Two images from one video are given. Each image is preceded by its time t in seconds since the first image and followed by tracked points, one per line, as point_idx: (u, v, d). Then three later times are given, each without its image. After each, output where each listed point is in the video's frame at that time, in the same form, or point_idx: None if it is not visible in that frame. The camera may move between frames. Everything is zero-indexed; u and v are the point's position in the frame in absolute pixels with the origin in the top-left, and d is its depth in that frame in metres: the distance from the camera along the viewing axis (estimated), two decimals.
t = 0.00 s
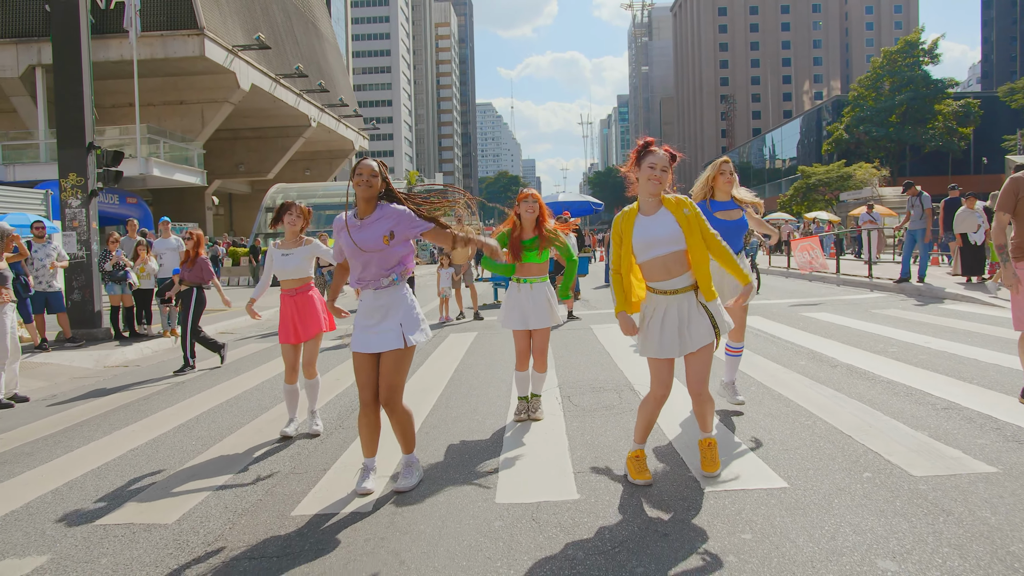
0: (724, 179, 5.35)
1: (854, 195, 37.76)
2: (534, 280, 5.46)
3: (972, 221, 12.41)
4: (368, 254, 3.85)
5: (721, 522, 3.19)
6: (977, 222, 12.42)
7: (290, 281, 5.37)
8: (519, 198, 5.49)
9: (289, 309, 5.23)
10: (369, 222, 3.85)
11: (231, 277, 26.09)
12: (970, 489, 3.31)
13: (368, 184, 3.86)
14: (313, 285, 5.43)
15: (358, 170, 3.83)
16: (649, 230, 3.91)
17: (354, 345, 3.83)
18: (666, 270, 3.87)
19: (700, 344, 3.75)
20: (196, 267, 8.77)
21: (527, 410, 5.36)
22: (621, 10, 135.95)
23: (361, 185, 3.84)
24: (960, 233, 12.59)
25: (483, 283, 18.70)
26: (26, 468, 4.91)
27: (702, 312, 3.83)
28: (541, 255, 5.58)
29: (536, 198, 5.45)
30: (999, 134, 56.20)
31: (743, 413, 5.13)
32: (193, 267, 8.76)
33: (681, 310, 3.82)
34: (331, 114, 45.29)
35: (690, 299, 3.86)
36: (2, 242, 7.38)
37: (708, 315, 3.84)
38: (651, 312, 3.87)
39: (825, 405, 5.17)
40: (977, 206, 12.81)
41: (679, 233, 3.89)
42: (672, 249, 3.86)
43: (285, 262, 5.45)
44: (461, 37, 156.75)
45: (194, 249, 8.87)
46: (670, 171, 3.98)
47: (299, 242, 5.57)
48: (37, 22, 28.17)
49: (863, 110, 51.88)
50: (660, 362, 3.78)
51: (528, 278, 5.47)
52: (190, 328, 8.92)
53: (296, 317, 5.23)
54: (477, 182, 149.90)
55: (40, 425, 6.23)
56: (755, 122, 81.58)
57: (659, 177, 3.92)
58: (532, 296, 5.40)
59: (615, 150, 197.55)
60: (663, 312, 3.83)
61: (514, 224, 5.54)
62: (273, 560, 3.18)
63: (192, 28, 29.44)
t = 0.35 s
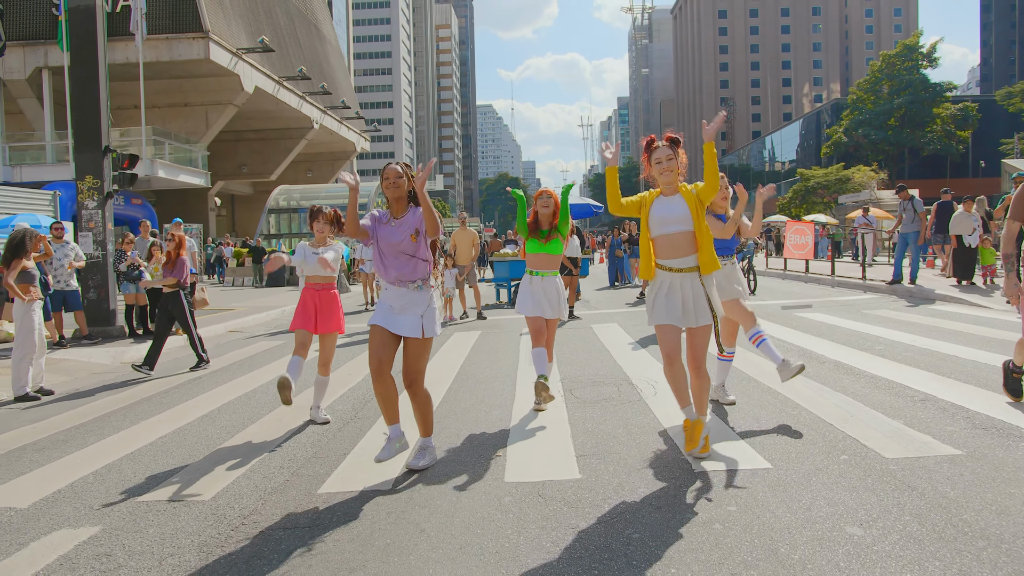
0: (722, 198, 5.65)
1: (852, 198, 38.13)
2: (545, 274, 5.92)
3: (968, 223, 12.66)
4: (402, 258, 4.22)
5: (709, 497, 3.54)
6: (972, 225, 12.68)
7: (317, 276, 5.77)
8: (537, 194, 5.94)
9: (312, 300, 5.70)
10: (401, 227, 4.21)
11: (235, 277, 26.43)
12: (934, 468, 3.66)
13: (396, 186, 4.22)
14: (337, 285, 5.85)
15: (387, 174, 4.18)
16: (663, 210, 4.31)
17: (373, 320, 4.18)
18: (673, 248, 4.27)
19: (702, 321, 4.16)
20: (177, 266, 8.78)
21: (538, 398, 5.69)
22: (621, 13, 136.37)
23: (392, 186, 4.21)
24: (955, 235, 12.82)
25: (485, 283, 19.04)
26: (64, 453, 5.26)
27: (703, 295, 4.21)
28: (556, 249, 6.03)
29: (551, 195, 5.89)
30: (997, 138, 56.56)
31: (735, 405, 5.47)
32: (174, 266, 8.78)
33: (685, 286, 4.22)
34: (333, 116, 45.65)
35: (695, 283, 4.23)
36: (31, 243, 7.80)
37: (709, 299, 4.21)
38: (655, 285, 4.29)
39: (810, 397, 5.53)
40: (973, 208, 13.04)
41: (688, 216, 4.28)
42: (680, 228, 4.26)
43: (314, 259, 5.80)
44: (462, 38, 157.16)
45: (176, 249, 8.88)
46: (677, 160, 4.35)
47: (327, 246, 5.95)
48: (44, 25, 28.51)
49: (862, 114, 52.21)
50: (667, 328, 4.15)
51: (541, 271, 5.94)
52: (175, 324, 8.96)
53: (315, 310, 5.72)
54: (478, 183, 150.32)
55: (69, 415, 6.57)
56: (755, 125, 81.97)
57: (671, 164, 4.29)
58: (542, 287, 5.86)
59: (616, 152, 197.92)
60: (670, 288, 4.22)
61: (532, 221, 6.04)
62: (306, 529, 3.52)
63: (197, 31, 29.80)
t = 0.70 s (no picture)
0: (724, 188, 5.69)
1: (850, 195, 38.28)
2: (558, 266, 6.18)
3: (960, 220, 12.76)
4: (393, 259, 4.47)
5: (693, 476, 3.78)
6: (964, 221, 12.76)
7: (324, 272, 6.01)
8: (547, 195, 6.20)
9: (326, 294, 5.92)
10: (390, 226, 4.48)
11: (237, 276, 26.65)
12: (906, 448, 3.90)
13: (389, 198, 4.46)
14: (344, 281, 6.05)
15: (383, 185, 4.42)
16: (648, 227, 4.64)
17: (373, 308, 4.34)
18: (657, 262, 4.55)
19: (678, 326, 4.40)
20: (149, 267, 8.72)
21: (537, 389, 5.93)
22: (620, 11, 136.31)
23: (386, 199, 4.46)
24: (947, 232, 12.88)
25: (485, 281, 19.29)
26: (83, 441, 5.50)
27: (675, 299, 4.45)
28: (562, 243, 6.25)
29: (561, 197, 6.17)
30: (995, 135, 56.78)
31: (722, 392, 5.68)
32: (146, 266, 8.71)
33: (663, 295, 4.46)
34: (333, 115, 45.89)
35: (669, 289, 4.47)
36: (48, 242, 8.13)
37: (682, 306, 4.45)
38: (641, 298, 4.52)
39: (796, 387, 5.77)
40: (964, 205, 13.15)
41: (670, 234, 4.59)
42: (661, 244, 4.57)
43: (323, 255, 6.06)
44: (461, 37, 157.31)
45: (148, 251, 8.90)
46: (665, 178, 4.65)
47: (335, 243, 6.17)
48: (47, 26, 28.72)
49: (860, 111, 52.41)
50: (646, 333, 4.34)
51: (556, 261, 6.20)
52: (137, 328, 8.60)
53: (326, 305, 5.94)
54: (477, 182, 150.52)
55: (84, 407, 6.81)
56: (753, 123, 82.14)
57: (658, 182, 4.60)
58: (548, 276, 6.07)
59: (615, 151, 197.74)
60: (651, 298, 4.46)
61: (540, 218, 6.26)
62: (317, 506, 3.76)
63: (198, 31, 30.00)
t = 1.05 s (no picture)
0: (728, 195, 5.40)
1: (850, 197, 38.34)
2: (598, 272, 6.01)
3: (954, 220, 12.92)
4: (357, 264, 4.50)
5: (688, 468, 3.87)
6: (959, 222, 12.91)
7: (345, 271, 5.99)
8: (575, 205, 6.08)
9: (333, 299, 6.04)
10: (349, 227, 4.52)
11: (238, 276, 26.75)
12: (896, 443, 3.99)
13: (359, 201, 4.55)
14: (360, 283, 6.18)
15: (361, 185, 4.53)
16: (610, 225, 4.51)
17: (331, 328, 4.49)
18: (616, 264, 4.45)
19: (619, 335, 4.37)
20: (128, 270, 8.54)
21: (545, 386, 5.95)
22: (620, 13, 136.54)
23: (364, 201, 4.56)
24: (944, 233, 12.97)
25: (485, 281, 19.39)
26: (88, 436, 5.59)
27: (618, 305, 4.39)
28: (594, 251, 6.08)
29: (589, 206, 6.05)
30: (994, 137, 56.86)
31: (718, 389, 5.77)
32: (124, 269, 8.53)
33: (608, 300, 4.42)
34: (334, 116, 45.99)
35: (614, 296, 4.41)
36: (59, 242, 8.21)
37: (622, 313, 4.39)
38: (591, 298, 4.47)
39: (792, 384, 5.84)
40: (959, 208, 13.34)
41: (632, 231, 4.47)
42: (621, 243, 4.45)
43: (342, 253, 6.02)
44: (462, 39, 157.49)
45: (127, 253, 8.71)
46: (625, 181, 4.57)
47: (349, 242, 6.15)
48: (49, 26, 28.83)
49: (860, 113, 52.51)
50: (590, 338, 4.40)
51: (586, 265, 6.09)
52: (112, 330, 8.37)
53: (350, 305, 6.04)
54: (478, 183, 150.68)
55: (89, 404, 6.91)
56: (754, 125, 82.19)
57: (616, 184, 4.54)
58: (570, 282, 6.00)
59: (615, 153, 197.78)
60: (600, 300, 4.42)
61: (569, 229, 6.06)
62: (320, 498, 3.84)
63: (200, 32, 30.10)
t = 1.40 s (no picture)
0: (761, 179, 4.91)
1: (852, 195, 38.06)
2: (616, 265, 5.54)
3: (968, 221, 12.65)
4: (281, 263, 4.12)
5: (699, 487, 3.62)
6: (972, 222, 12.64)
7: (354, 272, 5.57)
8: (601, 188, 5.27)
9: (348, 297, 5.56)
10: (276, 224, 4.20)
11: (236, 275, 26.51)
12: (920, 459, 3.75)
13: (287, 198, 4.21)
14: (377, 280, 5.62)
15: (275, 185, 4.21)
16: (551, 229, 4.21)
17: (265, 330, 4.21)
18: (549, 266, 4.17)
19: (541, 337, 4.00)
20: (98, 268, 7.94)
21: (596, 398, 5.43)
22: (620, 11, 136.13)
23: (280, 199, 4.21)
24: (955, 233, 12.78)
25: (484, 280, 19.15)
26: (68, 446, 5.34)
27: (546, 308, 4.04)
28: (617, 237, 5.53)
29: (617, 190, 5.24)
30: (996, 135, 56.55)
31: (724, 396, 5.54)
32: (94, 267, 7.93)
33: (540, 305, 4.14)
34: (333, 113, 45.71)
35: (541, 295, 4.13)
36: (48, 242, 7.96)
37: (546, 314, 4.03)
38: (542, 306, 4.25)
39: (803, 391, 5.58)
40: (970, 206, 13.07)
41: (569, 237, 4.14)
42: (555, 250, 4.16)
43: (365, 254, 5.60)
44: (462, 36, 157.02)
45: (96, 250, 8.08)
46: (581, 180, 4.19)
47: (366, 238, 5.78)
48: (44, 23, 28.53)
49: (862, 111, 52.21)
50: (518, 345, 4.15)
51: (618, 261, 5.57)
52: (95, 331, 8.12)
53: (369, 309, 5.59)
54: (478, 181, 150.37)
55: (73, 411, 6.66)
56: (754, 123, 81.83)
57: (571, 183, 4.16)
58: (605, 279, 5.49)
59: (616, 151, 197.27)
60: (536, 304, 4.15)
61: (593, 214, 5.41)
62: (305, 519, 3.60)
63: (197, 28, 29.77)
